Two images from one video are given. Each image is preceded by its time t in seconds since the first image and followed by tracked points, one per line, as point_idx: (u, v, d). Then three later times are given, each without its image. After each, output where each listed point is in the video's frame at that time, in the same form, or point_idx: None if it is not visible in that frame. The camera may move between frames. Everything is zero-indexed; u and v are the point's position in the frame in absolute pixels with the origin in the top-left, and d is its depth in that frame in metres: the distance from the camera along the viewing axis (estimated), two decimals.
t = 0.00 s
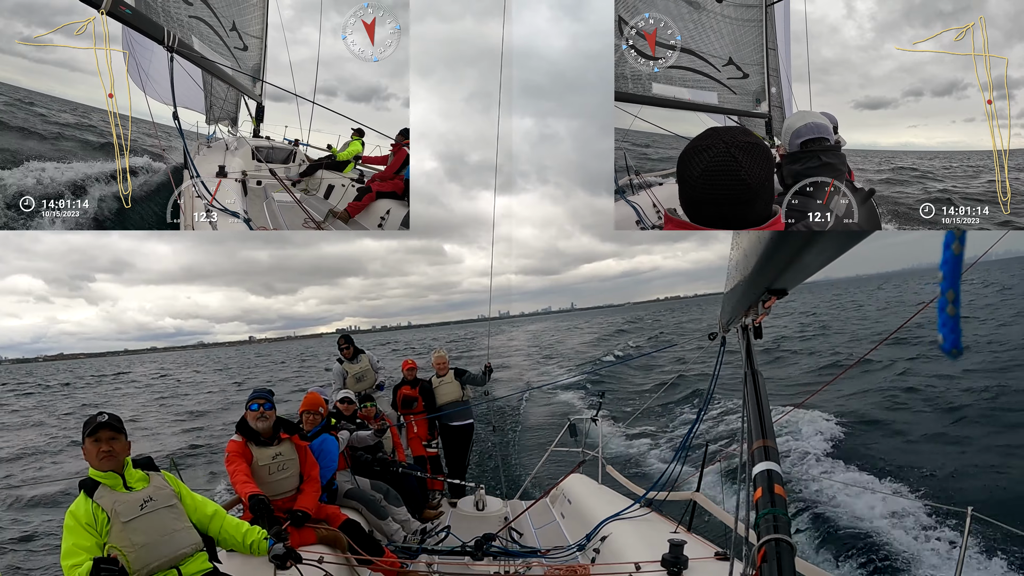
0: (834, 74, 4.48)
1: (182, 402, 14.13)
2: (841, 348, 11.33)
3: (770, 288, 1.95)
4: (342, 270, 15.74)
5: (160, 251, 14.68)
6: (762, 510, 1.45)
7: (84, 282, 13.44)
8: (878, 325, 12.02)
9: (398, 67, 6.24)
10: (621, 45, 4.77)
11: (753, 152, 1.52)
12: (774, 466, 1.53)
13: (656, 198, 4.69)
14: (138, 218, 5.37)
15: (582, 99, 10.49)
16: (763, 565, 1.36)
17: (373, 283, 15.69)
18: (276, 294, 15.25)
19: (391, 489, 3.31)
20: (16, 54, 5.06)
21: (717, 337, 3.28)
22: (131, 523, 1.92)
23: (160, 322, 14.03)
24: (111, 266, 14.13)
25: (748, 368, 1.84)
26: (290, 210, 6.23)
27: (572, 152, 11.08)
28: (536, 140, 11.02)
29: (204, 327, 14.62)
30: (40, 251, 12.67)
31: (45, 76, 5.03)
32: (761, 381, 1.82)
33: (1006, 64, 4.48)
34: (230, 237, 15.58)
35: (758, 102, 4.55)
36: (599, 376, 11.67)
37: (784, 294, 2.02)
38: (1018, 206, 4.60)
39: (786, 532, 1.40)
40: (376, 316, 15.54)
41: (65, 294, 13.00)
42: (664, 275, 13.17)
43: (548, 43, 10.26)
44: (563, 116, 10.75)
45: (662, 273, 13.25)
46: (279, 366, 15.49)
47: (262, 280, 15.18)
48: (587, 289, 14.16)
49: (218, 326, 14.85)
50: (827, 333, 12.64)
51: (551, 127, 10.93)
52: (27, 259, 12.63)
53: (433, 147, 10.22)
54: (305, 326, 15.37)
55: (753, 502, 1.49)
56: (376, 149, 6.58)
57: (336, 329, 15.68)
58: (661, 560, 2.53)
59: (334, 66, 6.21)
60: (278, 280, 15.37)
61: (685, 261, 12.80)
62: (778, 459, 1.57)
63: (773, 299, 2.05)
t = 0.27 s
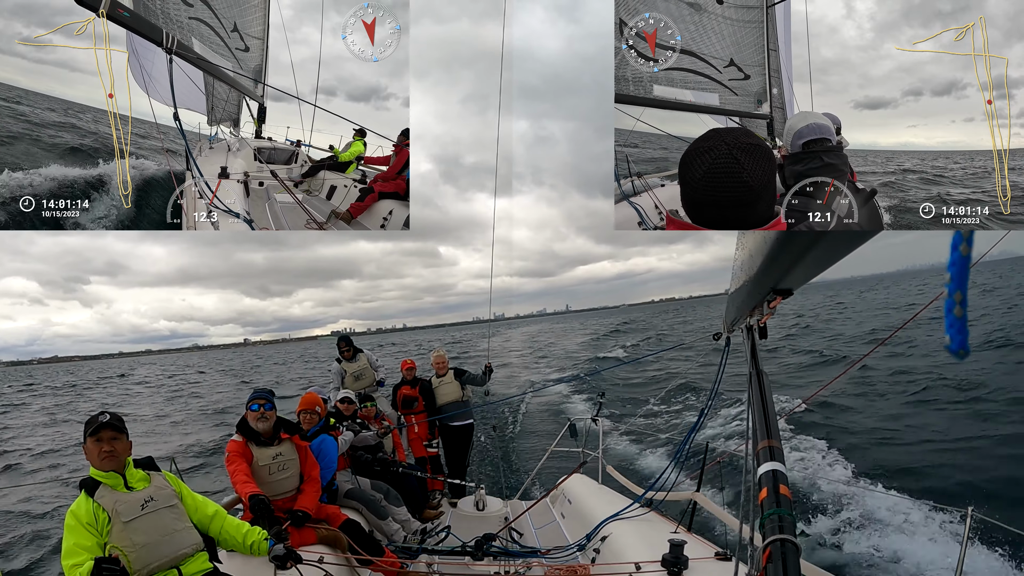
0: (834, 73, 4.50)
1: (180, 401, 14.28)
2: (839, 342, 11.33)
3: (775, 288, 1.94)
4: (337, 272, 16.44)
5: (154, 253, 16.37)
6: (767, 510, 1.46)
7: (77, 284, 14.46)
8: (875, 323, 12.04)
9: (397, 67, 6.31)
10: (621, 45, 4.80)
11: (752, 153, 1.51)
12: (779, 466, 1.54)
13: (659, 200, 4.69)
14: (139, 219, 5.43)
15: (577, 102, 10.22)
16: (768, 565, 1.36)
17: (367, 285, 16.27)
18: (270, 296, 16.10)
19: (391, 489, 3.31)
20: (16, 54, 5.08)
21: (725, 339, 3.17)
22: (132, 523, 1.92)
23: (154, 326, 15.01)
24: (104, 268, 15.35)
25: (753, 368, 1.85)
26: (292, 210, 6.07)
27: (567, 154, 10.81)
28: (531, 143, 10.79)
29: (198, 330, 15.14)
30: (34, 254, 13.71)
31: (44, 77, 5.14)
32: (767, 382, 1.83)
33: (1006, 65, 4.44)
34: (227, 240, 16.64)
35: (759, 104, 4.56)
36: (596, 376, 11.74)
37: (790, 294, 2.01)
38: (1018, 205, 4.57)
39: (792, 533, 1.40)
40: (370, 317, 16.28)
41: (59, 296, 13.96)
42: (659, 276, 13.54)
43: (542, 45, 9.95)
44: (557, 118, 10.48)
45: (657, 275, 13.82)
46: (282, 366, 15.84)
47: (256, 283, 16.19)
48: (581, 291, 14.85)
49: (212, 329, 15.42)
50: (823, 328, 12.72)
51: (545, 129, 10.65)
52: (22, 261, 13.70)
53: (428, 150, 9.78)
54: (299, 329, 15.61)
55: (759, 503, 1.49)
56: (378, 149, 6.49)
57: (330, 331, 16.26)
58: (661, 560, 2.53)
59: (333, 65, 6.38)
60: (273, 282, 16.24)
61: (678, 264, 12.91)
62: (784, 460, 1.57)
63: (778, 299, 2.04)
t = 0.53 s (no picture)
0: (834, 73, 4.51)
1: (177, 407, 14.25)
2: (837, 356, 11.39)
3: (780, 288, 1.95)
4: (331, 276, 16.46)
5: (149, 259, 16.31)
6: (772, 510, 1.46)
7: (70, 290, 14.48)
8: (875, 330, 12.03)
9: (397, 67, 6.24)
10: (621, 45, 4.89)
11: (755, 156, 1.63)
12: (782, 466, 1.55)
13: (661, 202, 4.79)
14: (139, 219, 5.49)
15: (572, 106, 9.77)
16: (771, 565, 1.36)
17: (363, 289, 16.25)
18: (266, 300, 15.99)
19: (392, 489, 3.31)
20: (16, 55, 5.07)
21: (726, 337, 3.17)
22: (134, 522, 1.92)
23: (149, 330, 14.89)
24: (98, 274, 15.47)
25: (759, 369, 1.86)
26: (294, 212, 6.30)
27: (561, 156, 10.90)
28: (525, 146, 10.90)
29: (194, 334, 15.01)
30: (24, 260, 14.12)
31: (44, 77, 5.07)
32: (771, 382, 1.84)
33: (1006, 64, 4.44)
34: (221, 244, 16.57)
35: (761, 105, 4.69)
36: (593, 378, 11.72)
37: (795, 293, 2.02)
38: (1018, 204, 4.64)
39: (796, 532, 1.41)
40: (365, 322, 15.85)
41: (51, 301, 14.00)
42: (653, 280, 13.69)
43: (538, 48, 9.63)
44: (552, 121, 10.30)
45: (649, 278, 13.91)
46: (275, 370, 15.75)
47: (251, 286, 16.09)
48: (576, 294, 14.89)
49: (206, 333, 15.14)
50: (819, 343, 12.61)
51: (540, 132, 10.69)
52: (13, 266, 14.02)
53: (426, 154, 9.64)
54: (294, 333, 15.67)
55: (763, 502, 1.50)
56: (381, 149, 6.55)
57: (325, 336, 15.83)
58: (662, 560, 2.53)
59: (334, 65, 6.39)
60: (268, 286, 16.19)
61: (673, 266, 12.93)
62: (787, 459, 1.59)
63: (783, 298, 2.05)
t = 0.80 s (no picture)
0: (833, 73, 4.55)
1: (172, 411, 14.18)
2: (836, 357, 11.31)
3: (783, 288, 1.95)
4: (326, 280, 16.43)
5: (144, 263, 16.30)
6: (775, 510, 1.47)
7: (64, 294, 14.41)
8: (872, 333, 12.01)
9: (397, 67, 6.31)
10: (621, 44, 4.97)
11: (759, 158, 1.63)
12: (786, 465, 1.55)
13: (663, 205, 4.90)
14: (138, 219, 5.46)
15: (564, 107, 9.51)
16: (776, 564, 1.37)
17: (357, 292, 16.34)
18: (260, 304, 15.86)
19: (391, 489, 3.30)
20: (15, 54, 5.14)
21: (731, 339, 3.10)
22: (132, 522, 1.91)
23: (143, 335, 14.65)
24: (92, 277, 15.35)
25: (762, 368, 1.86)
26: (297, 213, 6.25)
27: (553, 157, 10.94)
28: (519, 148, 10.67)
29: (187, 338, 15.13)
30: (19, 263, 14.05)
31: (44, 77, 5.21)
32: (775, 381, 1.84)
33: (1006, 64, 4.43)
34: (215, 247, 16.56)
35: (762, 107, 4.60)
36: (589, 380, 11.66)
37: (798, 293, 2.02)
38: (1018, 205, 4.62)
39: (800, 532, 1.42)
40: (360, 324, 15.77)
41: (45, 306, 13.99)
42: (649, 280, 14.04)
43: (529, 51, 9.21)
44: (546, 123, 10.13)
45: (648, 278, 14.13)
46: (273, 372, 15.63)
47: (245, 290, 15.96)
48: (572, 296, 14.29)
49: (201, 337, 15.30)
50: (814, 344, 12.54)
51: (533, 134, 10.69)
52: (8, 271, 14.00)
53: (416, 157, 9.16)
54: (289, 336, 15.41)
55: (766, 501, 1.50)
56: (383, 150, 6.46)
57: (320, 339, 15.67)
58: (661, 560, 2.53)
59: (334, 64, 6.43)
60: (262, 289, 16.10)
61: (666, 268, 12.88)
62: (791, 459, 1.59)
63: (787, 299, 2.05)
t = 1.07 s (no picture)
0: (833, 73, 4.57)
1: (166, 413, 14.05)
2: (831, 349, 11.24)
3: (788, 287, 1.95)
4: (320, 282, 16.40)
5: (137, 266, 16.24)
6: (780, 509, 1.47)
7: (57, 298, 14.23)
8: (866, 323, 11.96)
9: (396, 67, 6.34)
10: (620, 44, 4.90)
11: (758, 159, 1.64)
12: (791, 465, 1.55)
13: (665, 206, 4.86)
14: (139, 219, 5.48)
15: (554, 108, 9.40)
16: (781, 565, 1.38)
17: (351, 294, 16.07)
18: (254, 307, 15.81)
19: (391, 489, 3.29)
20: (15, 55, 5.07)
21: (735, 338, 3.06)
22: (132, 522, 1.92)
23: (137, 339, 14.44)
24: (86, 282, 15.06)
25: (766, 369, 1.85)
26: (300, 213, 6.11)
27: (548, 159, 10.54)
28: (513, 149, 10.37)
29: (182, 343, 14.85)
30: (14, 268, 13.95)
31: (42, 78, 5.16)
32: (779, 381, 1.83)
33: (1006, 64, 4.40)
34: (207, 251, 16.42)
35: (762, 108, 4.66)
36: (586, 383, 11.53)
37: (803, 293, 2.02)
38: (1017, 205, 4.61)
39: (805, 532, 1.42)
40: (355, 326, 15.51)
41: (40, 311, 13.86)
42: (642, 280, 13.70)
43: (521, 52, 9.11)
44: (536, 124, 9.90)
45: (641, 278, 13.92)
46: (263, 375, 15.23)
47: (239, 293, 15.91)
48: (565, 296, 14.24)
49: (195, 341, 15.12)
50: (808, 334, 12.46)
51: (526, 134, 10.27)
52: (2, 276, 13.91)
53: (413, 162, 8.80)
54: (284, 339, 15.35)
55: (770, 501, 1.51)
56: (387, 148, 6.45)
57: (314, 342, 15.83)
58: (661, 560, 2.53)
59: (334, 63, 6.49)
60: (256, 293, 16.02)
61: (662, 266, 13.01)
62: (796, 459, 1.59)
63: (791, 298, 2.05)
